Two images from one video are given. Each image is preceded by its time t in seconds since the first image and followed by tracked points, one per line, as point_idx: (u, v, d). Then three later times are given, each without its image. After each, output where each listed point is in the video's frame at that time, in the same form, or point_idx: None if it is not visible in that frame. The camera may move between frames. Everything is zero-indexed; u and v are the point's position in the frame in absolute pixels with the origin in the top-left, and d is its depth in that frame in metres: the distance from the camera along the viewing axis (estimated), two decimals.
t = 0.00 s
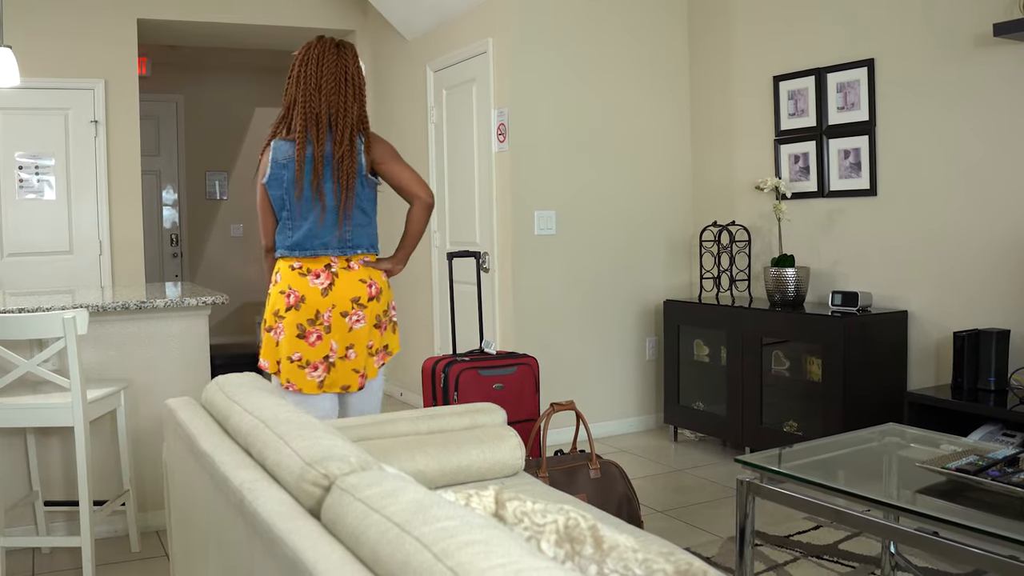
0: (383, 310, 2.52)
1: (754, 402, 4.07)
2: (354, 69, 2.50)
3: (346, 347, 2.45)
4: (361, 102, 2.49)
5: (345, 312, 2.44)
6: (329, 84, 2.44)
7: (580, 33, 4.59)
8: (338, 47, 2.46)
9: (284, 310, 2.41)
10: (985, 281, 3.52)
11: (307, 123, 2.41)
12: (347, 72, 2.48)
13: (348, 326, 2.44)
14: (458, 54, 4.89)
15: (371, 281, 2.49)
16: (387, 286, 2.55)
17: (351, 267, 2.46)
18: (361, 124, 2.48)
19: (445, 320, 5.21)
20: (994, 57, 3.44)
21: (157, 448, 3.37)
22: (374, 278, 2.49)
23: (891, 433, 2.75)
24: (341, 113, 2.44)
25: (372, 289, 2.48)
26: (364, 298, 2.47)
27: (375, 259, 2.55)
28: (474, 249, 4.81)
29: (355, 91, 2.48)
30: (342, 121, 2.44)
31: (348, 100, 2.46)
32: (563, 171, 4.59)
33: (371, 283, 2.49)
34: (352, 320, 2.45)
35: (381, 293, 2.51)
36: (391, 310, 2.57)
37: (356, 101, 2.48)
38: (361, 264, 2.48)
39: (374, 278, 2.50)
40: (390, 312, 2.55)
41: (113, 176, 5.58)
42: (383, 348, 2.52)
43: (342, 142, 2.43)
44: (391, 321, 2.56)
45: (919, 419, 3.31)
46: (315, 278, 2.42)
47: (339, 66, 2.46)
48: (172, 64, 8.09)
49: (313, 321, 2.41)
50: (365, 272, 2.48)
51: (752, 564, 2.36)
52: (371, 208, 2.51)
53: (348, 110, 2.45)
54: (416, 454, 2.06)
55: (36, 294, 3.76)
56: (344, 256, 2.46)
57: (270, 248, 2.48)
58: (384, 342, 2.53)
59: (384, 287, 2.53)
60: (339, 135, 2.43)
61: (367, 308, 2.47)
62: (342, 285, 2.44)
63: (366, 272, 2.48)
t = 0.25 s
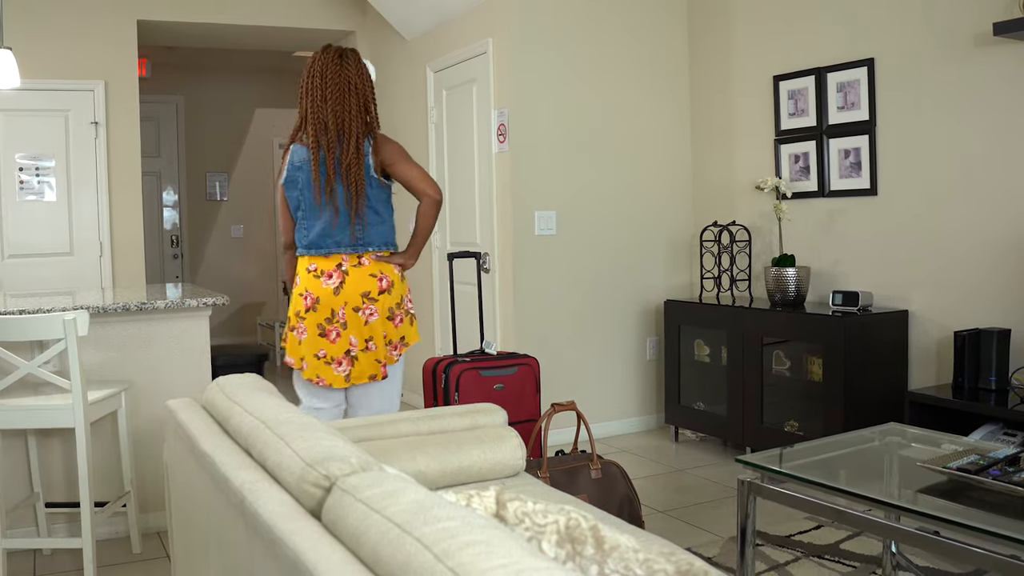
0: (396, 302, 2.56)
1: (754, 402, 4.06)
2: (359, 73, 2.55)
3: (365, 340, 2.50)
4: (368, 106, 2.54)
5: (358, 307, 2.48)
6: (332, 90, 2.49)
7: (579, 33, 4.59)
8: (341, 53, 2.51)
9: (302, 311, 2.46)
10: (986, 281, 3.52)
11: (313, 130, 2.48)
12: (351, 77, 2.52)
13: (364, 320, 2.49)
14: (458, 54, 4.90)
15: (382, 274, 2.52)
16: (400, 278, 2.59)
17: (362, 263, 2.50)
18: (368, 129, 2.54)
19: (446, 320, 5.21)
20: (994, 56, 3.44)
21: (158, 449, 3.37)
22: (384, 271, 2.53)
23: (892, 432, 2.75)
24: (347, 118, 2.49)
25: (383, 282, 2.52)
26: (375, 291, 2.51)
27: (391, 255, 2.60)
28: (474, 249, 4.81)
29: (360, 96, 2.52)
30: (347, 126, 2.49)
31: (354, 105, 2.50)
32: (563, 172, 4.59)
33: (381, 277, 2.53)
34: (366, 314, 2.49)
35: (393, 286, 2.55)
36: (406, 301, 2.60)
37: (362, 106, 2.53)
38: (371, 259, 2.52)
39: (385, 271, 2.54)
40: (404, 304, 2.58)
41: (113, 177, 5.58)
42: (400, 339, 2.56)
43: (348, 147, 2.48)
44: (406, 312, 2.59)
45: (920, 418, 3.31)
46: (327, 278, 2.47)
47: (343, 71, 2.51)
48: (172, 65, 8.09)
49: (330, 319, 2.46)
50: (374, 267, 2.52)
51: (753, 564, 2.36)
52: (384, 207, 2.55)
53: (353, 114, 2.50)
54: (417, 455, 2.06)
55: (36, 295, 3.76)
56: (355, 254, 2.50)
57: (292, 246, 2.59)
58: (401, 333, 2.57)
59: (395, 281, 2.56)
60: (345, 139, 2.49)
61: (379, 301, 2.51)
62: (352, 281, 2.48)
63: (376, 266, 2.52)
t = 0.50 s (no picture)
0: (386, 303, 2.62)
1: (757, 403, 4.06)
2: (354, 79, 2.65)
3: (356, 337, 2.61)
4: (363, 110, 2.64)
5: (344, 306, 2.59)
6: (327, 97, 2.63)
7: (582, 34, 4.59)
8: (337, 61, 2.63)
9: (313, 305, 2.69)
10: (989, 281, 3.51)
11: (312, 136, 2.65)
12: (345, 84, 2.63)
13: (351, 318, 2.60)
14: (461, 55, 4.90)
15: (370, 275, 2.61)
16: (394, 279, 2.64)
17: (352, 263, 2.61)
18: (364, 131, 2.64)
19: (448, 321, 5.21)
20: (997, 56, 3.44)
21: (161, 450, 3.38)
22: (373, 272, 2.61)
23: (895, 433, 2.74)
24: (339, 122, 2.61)
25: (369, 283, 2.61)
26: (360, 291, 2.60)
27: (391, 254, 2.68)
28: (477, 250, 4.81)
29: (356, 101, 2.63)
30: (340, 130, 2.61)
31: (346, 110, 2.61)
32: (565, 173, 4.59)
33: (370, 277, 2.62)
34: (352, 313, 2.59)
35: (382, 286, 2.62)
36: (403, 302, 2.66)
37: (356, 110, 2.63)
38: (361, 260, 2.61)
39: (375, 272, 2.62)
40: (397, 304, 2.64)
41: (116, 179, 5.59)
42: (391, 340, 2.62)
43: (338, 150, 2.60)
44: (400, 313, 2.65)
45: (922, 419, 3.31)
46: (324, 275, 2.64)
47: (338, 79, 2.63)
48: (175, 67, 8.09)
49: (327, 314, 2.64)
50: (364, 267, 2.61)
51: (756, 566, 2.36)
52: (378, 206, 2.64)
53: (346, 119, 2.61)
54: (420, 456, 2.07)
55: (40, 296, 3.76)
56: (347, 254, 2.61)
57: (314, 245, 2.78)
58: (394, 334, 2.63)
59: (387, 282, 2.63)
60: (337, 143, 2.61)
61: (366, 301, 2.60)
62: (340, 281, 2.60)
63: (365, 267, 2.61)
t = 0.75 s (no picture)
0: (364, 301, 2.69)
1: (761, 404, 4.06)
2: (342, 87, 2.65)
3: (338, 333, 2.72)
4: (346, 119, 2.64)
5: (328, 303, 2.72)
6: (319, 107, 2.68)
7: (585, 33, 4.59)
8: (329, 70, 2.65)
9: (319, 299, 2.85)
10: (993, 282, 3.51)
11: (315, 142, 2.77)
12: (332, 92, 2.64)
13: (333, 315, 2.71)
14: (464, 56, 4.90)
15: (348, 274, 2.69)
16: (374, 279, 2.70)
17: (336, 263, 2.71)
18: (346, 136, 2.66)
19: (452, 321, 5.21)
20: (1002, 55, 3.43)
21: (165, 450, 3.38)
22: (352, 272, 2.69)
23: (898, 434, 2.74)
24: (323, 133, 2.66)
25: (348, 282, 2.69)
26: (339, 290, 2.69)
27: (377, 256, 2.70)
28: (481, 251, 4.81)
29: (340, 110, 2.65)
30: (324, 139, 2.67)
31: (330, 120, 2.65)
32: (569, 173, 4.59)
33: (349, 277, 2.69)
34: (334, 310, 2.70)
35: (359, 285, 2.68)
36: (383, 300, 2.71)
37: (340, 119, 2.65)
38: (344, 260, 2.70)
39: (354, 272, 2.69)
40: (376, 303, 2.70)
41: (120, 179, 5.60)
42: (367, 337, 2.70)
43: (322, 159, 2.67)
44: (379, 311, 2.70)
45: (927, 420, 3.30)
46: (322, 273, 2.79)
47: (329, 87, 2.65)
48: (179, 67, 8.10)
49: (322, 309, 2.79)
50: (345, 267, 2.70)
51: (760, 566, 2.36)
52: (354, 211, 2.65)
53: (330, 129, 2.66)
54: (424, 457, 2.07)
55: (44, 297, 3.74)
56: (332, 254, 2.71)
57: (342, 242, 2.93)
58: (370, 331, 2.70)
59: (366, 281, 2.69)
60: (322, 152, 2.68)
61: (345, 300, 2.69)
62: (326, 279, 2.73)
63: (346, 266, 2.69)
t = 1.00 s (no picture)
0: (334, 302, 2.54)
1: (761, 405, 4.06)
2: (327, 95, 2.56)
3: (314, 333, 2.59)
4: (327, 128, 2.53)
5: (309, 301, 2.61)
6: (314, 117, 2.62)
7: (585, 35, 4.59)
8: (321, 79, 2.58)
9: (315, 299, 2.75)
10: (993, 284, 3.51)
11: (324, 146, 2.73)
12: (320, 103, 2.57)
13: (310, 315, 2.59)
14: (464, 57, 4.91)
15: (322, 275, 2.56)
16: (345, 280, 2.54)
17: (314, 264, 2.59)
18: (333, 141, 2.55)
19: (452, 323, 5.21)
20: (1002, 57, 3.43)
21: (165, 452, 3.38)
22: (326, 272, 2.56)
23: (898, 435, 2.74)
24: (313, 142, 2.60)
25: (321, 282, 2.56)
26: (314, 290, 2.57)
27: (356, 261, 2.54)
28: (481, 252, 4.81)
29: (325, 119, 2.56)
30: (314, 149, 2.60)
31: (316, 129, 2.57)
32: (570, 175, 4.59)
33: (323, 277, 2.56)
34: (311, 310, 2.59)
35: (330, 286, 2.54)
36: (352, 302, 2.54)
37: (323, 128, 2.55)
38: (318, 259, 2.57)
39: (326, 272, 2.56)
40: (345, 305, 2.54)
41: (121, 181, 5.60)
42: (337, 338, 2.54)
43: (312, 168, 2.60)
44: (348, 313, 2.54)
45: (927, 421, 3.30)
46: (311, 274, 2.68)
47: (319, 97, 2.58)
48: (179, 69, 8.11)
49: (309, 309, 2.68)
50: (320, 267, 2.57)
51: (760, 568, 2.36)
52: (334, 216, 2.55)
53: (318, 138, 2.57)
54: (425, 459, 2.07)
55: (45, 298, 3.76)
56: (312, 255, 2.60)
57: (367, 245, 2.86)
58: (340, 332, 2.54)
59: (335, 281, 2.54)
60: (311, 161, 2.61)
61: (319, 300, 2.56)
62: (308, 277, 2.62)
63: (321, 267, 2.57)
